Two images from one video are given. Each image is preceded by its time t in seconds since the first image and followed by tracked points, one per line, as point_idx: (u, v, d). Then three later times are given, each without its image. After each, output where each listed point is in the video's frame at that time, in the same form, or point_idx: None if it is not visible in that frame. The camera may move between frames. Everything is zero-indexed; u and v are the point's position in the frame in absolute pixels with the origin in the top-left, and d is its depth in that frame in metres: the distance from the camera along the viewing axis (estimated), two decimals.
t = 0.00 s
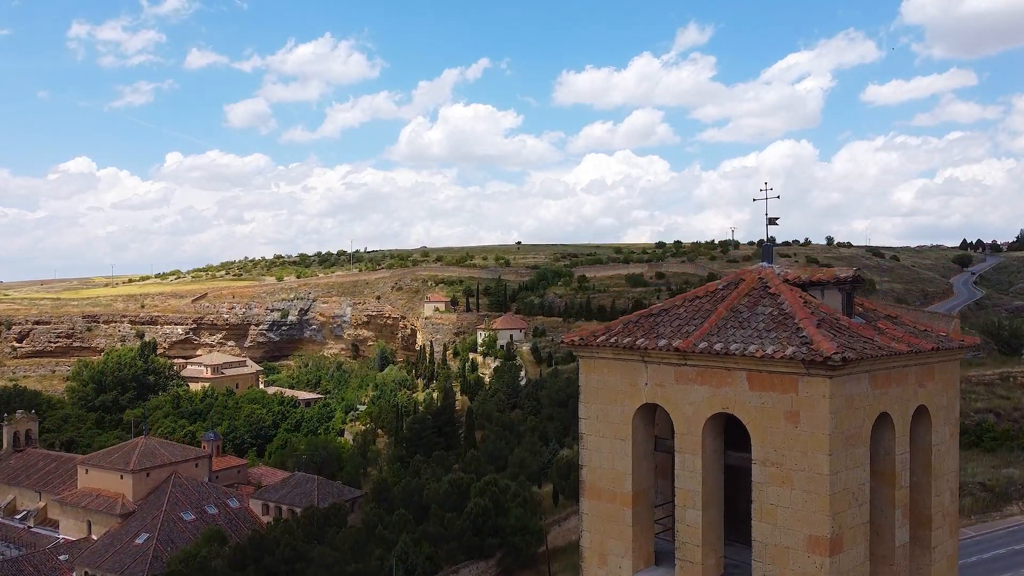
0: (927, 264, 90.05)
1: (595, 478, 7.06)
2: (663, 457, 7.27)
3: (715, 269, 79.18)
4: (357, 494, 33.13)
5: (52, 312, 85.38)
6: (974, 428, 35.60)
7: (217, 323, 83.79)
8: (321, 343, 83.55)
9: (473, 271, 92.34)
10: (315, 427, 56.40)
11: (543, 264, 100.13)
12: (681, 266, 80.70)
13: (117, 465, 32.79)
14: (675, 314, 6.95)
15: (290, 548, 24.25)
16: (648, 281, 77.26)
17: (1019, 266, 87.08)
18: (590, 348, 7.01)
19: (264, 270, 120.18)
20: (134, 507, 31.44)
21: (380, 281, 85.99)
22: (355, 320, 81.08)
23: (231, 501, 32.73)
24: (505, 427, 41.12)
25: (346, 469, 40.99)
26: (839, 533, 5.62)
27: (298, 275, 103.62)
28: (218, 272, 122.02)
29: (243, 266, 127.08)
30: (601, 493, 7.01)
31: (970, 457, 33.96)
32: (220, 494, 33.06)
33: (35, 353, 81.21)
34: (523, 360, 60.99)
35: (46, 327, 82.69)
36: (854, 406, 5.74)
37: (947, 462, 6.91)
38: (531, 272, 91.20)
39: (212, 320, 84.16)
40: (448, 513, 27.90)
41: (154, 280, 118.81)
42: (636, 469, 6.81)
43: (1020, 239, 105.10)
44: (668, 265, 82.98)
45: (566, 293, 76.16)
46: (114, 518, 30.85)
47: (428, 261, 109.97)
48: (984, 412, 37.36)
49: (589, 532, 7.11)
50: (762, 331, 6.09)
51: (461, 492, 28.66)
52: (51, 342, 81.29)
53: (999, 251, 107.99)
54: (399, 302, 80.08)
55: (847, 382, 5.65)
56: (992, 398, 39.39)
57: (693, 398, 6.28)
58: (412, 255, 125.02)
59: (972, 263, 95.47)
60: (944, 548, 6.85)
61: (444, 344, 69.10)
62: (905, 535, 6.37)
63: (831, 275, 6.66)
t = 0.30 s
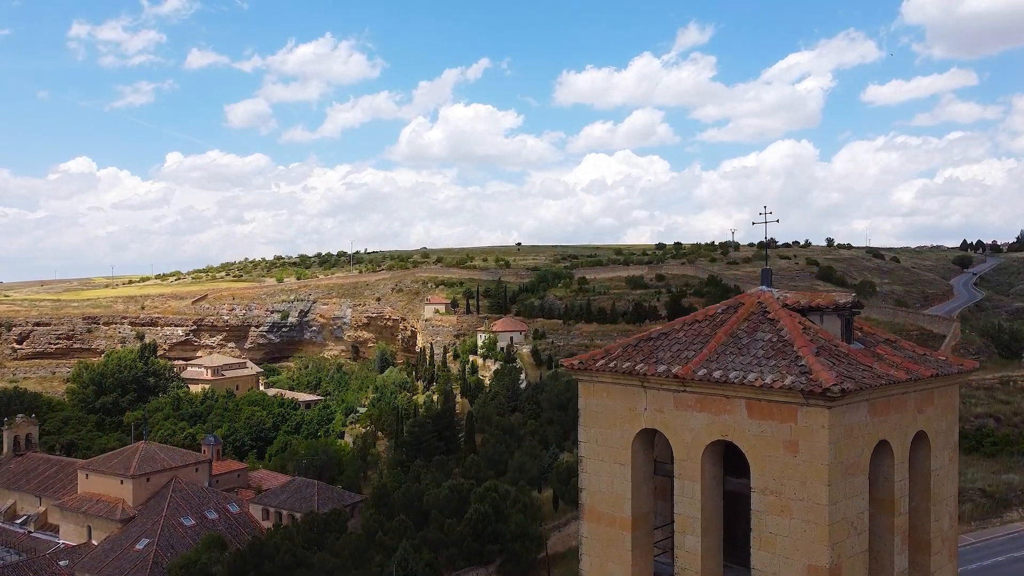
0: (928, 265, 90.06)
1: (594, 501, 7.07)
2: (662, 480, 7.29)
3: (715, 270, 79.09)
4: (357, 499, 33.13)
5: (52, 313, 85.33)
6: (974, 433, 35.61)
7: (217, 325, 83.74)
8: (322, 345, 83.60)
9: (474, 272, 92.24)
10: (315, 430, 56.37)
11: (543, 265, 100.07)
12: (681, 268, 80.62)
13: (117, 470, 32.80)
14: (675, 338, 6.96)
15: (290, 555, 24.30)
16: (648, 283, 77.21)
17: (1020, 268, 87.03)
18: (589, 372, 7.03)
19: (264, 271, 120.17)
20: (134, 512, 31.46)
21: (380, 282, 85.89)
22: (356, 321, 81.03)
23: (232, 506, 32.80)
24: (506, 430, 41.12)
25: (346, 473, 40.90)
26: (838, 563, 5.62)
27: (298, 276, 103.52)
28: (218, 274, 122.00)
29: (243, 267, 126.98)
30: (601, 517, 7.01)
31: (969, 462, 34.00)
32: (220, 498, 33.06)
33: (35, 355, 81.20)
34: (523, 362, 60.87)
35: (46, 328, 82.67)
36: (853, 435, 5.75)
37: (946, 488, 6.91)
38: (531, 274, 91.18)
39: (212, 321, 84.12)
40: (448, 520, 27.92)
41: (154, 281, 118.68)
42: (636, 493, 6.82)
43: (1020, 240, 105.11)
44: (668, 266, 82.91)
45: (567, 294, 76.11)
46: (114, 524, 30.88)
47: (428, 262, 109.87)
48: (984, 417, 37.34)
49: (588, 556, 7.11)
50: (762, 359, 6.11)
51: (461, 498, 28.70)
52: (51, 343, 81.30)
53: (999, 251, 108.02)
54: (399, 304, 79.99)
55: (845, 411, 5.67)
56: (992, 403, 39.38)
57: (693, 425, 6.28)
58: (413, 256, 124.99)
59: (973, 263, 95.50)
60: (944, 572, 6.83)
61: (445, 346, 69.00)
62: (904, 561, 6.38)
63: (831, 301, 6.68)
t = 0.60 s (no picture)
0: (929, 266, 89.99)
1: (594, 518, 7.07)
2: (662, 498, 7.30)
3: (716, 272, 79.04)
4: (358, 503, 33.12)
5: (52, 314, 85.33)
6: (975, 437, 35.59)
7: (218, 326, 83.75)
8: (323, 346, 83.81)
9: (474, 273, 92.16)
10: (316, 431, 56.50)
11: (544, 266, 100.11)
12: (682, 270, 80.55)
13: (118, 473, 32.82)
14: (675, 356, 6.97)
15: (291, 559, 24.33)
16: (649, 285, 77.18)
17: (1021, 269, 86.96)
18: (589, 390, 7.04)
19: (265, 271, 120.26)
20: (135, 516, 31.49)
21: (381, 283, 85.83)
22: (357, 322, 81.03)
23: (232, 510, 32.82)
24: (506, 433, 41.09)
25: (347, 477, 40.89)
26: None
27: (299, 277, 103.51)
28: (219, 275, 122.03)
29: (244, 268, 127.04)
30: (600, 534, 7.02)
31: (969, 467, 33.99)
32: (221, 502, 33.11)
33: (36, 356, 81.23)
34: (524, 364, 60.75)
35: (47, 329, 82.68)
36: (852, 456, 5.76)
37: (945, 506, 6.92)
38: (532, 275, 91.15)
39: (213, 322, 84.11)
40: (449, 524, 27.82)
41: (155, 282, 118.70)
42: (635, 511, 6.83)
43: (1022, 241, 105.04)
44: (669, 268, 82.88)
45: (567, 296, 76.06)
46: (115, 527, 30.91)
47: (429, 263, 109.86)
48: (985, 421, 37.34)
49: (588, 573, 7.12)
50: (762, 379, 6.11)
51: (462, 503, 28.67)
52: (52, 344, 81.34)
53: (1000, 252, 107.95)
54: (400, 306, 79.95)
55: (844, 433, 5.67)
56: (993, 407, 39.32)
57: (692, 444, 6.29)
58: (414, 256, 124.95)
59: (974, 264, 95.47)
60: None
61: (446, 347, 68.96)
62: None
63: (830, 320, 6.69)
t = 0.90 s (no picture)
0: (937, 267, 89.55)
1: (599, 532, 7.07)
2: (667, 511, 7.28)
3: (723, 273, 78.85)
4: (364, 506, 33.18)
5: (60, 315, 85.66)
6: (983, 441, 35.34)
7: (224, 326, 83.93)
8: (329, 347, 84.05)
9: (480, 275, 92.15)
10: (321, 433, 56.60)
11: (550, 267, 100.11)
12: (689, 271, 80.37)
13: (126, 476, 32.93)
14: (680, 371, 6.97)
15: (297, 562, 24.41)
16: (655, 286, 77.04)
17: None
18: (593, 404, 7.03)
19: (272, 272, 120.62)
20: (142, 519, 31.63)
21: (387, 285, 85.89)
22: (363, 323, 81.14)
23: (239, 512, 32.88)
24: (513, 436, 41.06)
25: (353, 479, 40.91)
26: None
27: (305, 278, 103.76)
28: (226, 275, 122.43)
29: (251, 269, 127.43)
30: (605, 548, 7.02)
31: (977, 471, 33.79)
32: (228, 504, 33.15)
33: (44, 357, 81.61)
34: (530, 366, 60.62)
35: (55, 330, 83.02)
36: (857, 474, 5.74)
37: (951, 521, 6.89)
38: (538, 276, 91.10)
39: (219, 323, 84.32)
40: (455, 527, 27.85)
41: (162, 283, 119.09)
42: (640, 525, 6.83)
43: None
44: (675, 269, 82.73)
45: (573, 297, 76.02)
46: (123, 530, 31.04)
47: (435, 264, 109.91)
48: (992, 425, 37.14)
49: None
50: (766, 397, 6.10)
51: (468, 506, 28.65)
52: (60, 344, 81.68)
53: (1009, 253, 107.35)
54: (406, 307, 79.99)
55: (849, 452, 5.66)
56: (1001, 410, 39.05)
57: (697, 461, 6.28)
58: (420, 257, 125.07)
59: (982, 265, 94.98)
60: None
61: (452, 349, 68.97)
62: None
63: (836, 335, 6.66)
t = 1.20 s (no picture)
0: (956, 268, 88.55)
1: (613, 546, 7.08)
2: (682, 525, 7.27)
3: (738, 274, 78.39)
4: (378, 508, 33.31)
5: (79, 315, 86.56)
6: (1002, 446, 34.87)
7: (240, 327, 84.49)
8: (343, 348, 84.41)
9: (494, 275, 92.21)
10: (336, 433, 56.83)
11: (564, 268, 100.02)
12: (704, 272, 80.00)
13: (144, 477, 33.23)
14: (694, 386, 6.95)
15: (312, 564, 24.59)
16: (670, 287, 76.74)
17: None
18: (607, 418, 7.04)
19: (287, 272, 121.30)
20: (159, 520, 31.93)
21: (401, 286, 86.16)
22: (377, 324, 81.44)
23: (255, 514, 33.09)
24: (528, 438, 41.05)
25: (367, 481, 41.10)
26: None
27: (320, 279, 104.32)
28: (242, 276, 123.27)
29: (267, 269, 128.21)
30: (619, 562, 7.03)
31: (996, 476, 33.36)
32: (244, 506, 33.34)
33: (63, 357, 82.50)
34: (545, 367, 60.54)
35: (73, 330, 83.91)
36: (874, 494, 5.71)
37: (969, 536, 6.83)
38: (552, 277, 91.05)
39: (235, 324, 84.88)
40: (470, 530, 27.88)
41: (179, 284, 120.04)
42: (654, 540, 6.82)
43: None
44: (689, 270, 82.37)
45: (588, 299, 75.93)
46: (141, 531, 31.34)
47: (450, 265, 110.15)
48: (1012, 430, 36.67)
49: None
50: (782, 413, 6.07)
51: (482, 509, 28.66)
52: (78, 345, 82.55)
53: None
54: (421, 308, 80.19)
55: (865, 471, 5.62)
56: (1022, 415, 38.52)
57: (712, 477, 6.27)
58: (434, 258, 125.41)
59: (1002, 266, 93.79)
60: None
61: (466, 351, 69.08)
62: None
63: (851, 351, 6.61)
